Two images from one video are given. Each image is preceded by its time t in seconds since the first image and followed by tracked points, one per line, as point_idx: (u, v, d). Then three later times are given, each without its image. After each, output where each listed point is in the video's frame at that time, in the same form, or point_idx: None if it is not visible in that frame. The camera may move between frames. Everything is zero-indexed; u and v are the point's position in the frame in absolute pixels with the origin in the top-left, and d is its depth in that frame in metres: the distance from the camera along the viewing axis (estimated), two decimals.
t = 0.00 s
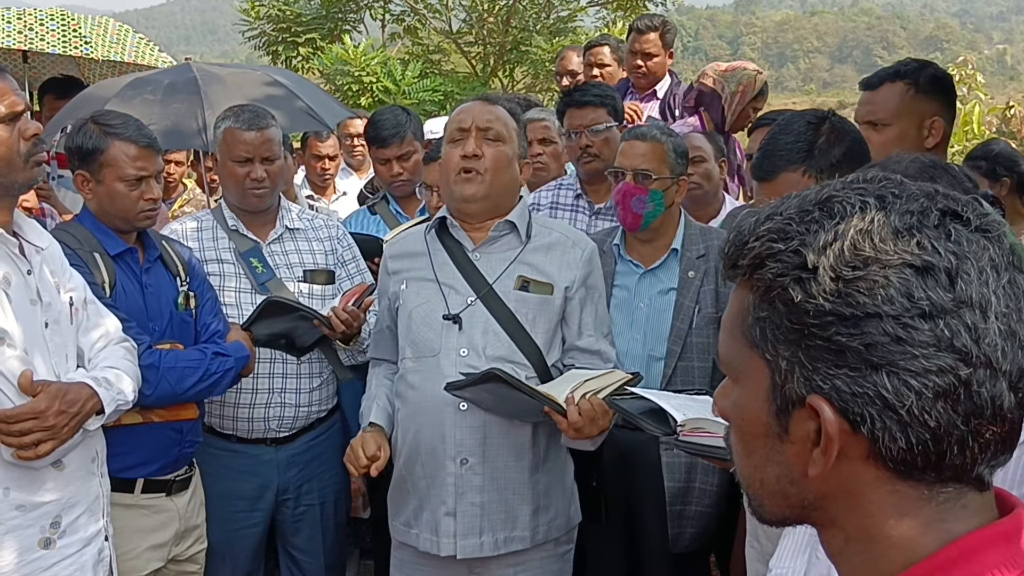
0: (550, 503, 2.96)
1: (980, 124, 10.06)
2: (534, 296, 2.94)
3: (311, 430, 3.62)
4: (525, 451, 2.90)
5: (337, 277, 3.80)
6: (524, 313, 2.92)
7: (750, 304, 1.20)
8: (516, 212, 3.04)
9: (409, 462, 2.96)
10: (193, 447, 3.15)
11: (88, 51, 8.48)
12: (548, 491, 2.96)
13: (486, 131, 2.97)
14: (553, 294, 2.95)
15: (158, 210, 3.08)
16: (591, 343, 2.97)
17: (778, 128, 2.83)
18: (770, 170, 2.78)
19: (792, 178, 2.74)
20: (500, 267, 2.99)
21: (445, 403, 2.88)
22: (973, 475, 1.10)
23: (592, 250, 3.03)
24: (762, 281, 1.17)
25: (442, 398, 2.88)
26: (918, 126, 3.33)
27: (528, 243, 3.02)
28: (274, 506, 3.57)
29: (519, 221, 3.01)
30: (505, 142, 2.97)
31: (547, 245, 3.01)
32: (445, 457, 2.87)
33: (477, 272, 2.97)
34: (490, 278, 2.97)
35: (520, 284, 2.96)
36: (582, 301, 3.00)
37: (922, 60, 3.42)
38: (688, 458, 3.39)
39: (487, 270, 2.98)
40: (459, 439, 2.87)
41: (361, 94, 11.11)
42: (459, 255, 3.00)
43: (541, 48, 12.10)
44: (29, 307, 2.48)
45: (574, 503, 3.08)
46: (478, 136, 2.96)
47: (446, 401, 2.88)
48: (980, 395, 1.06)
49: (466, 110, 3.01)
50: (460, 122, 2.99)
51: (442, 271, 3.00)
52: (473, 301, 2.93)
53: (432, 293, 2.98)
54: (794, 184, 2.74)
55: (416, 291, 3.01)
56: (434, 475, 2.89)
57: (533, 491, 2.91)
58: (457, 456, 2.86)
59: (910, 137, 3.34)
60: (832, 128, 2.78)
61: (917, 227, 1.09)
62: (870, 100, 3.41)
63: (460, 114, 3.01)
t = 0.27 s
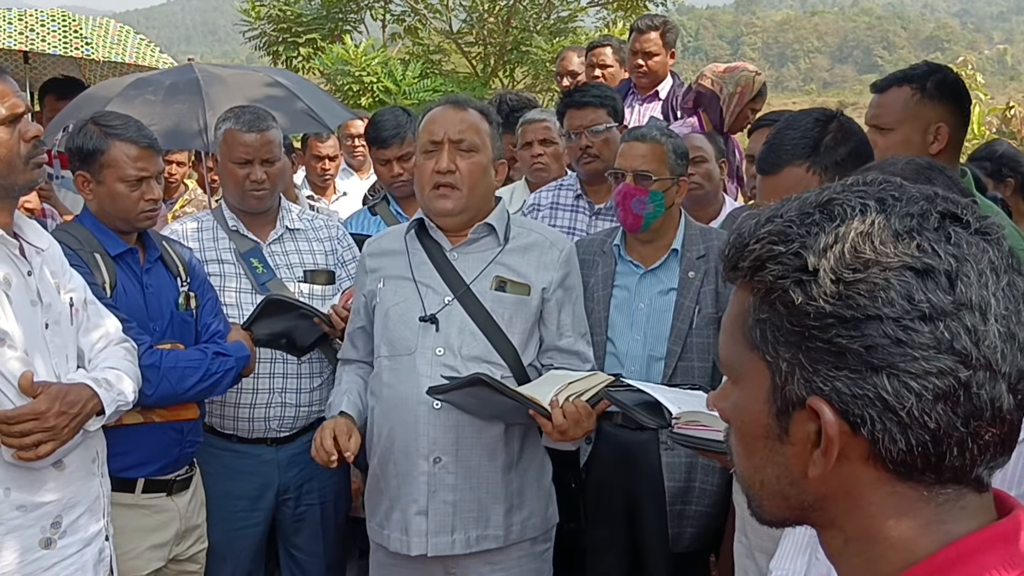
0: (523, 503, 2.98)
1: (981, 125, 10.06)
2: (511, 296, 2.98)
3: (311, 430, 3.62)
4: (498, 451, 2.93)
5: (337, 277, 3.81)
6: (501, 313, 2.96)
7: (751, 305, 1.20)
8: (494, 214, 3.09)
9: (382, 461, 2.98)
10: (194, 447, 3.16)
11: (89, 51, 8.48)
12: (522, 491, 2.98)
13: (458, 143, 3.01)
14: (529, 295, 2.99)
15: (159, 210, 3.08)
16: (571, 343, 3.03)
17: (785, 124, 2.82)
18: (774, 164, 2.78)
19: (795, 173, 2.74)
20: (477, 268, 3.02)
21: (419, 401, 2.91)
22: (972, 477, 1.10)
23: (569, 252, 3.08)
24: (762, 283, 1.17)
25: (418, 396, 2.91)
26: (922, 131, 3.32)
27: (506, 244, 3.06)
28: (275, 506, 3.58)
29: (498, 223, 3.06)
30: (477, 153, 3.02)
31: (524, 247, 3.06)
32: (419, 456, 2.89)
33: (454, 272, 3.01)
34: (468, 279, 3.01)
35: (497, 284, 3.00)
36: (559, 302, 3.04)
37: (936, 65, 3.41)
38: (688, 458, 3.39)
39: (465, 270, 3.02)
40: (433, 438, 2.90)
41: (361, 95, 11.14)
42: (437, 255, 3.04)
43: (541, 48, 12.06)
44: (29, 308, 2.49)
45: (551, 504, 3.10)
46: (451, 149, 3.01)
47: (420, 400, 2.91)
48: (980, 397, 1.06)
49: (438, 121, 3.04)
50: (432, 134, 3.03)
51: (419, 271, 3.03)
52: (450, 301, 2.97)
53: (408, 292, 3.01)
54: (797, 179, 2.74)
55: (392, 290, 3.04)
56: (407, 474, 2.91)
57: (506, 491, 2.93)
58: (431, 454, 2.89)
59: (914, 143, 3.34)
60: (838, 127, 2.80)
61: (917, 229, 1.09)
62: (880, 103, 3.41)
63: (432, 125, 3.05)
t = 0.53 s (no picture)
0: (510, 501, 3.01)
1: (982, 123, 10.07)
2: (497, 298, 3.00)
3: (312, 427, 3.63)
4: (485, 451, 2.95)
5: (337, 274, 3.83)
6: (487, 314, 2.98)
7: (753, 302, 1.20)
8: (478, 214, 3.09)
9: (368, 462, 2.98)
10: (196, 445, 3.17)
11: (90, 50, 8.48)
12: (508, 489, 3.01)
13: (444, 146, 3.00)
14: (515, 296, 3.01)
15: (161, 208, 3.09)
16: (554, 343, 3.05)
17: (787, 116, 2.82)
18: (776, 155, 2.78)
19: (794, 163, 2.74)
20: (464, 269, 3.03)
21: (407, 402, 2.92)
22: (975, 472, 1.10)
23: (554, 252, 3.10)
24: (765, 280, 1.17)
25: (405, 397, 2.92)
26: (925, 130, 3.32)
27: (491, 245, 3.07)
28: (277, 504, 3.58)
29: (483, 223, 3.07)
30: (463, 156, 3.02)
31: (509, 248, 3.07)
32: (406, 457, 2.90)
33: (440, 273, 3.01)
34: (454, 280, 3.01)
35: (484, 286, 3.01)
36: (544, 302, 3.07)
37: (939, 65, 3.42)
38: (689, 455, 3.39)
39: (450, 271, 3.03)
40: (421, 439, 2.90)
41: (362, 93, 11.09)
42: (422, 256, 3.04)
43: (542, 48, 12.09)
44: (30, 306, 2.49)
45: (535, 501, 3.13)
46: (436, 152, 3.00)
47: (408, 402, 2.91)
48: (981, 392, 1.07)
49: (422, 124, 3.02)
50: (416, 137, 3.01)
51: (405, 272, 3.03)
52: (437, 303, 2.97)
53: (394, 292, 3.01)
54: (796, 169, 2.74)
55: (377, 290, 3.03)
56: (393, 475, 2.91)
57: (492, 490, 2.96)
58: (418, 455, 2.90)
59: (915, 142, 3.34)
60: (840, 121, 2.80)
61: (918, 225, 1.09)
62: (883, 103, 3.42)
63: (416, 127, 3.03)
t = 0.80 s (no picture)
0: (503, 495, 3.05)
1: (983, 123, 10.09)
2: (494, 295, 3.03)
3: (314, 425, 3.64)
4: (479, 446, 2.98)
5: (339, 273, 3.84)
6: (484, 311, 3.01)
7: (748, 307, 1.20)
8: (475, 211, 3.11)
9: (363, 457, 2.99)
10: (198, 444, 3.17)
11: (92, 49, 8.49)
12: (501, 483, 3.04)
13: (446, 140, 3.01)
14: (511, 294, 3.04)
15: (164, 207, 3.09)
16: (548, 341, 3.09)
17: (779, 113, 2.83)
18: (768, 152, 2.78)
19: (787, 161, 2.74)
20: (461, 266, 3.06)
21: (403, 397, 2.93)
22: (979, 453, 1.11)
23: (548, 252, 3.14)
24: (760, 283, 1.17)
25: (402, 393, 2.93)
26: (919, 128, 3.33)
27: (487, 243, 3.09)
28: (278, 502, 3.59)
29: (480, 220, 3.09)
30: (465, 151, 3.02)
31: (505, 246, 3.10)
32: (402, 451, 2.91)
33: (438, 270, 3.03)
34: (451, 277, 3.03)
35: (481, 283, 3.03)
36: (538, 301, 3.10)
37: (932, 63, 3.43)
38: (690, 453, 3.40)
39: (447, 267, 3.05)
40: (417, 434, 2.91)
41: (364, 93, 11.18)
42: (418, 251, 3.05)
43: (544, 47, 12.11)
44: (31, 305, 2.50)
45: (527, 495, 3.16)
46: (439, 145, 3.00)
47: (404, 397, 2.92)
48: (985, 369, 1.08)
49: (427, 117, 3.03)
50: (420, 130, 3.02)
51: (403, 267, 3.05)
52: (434, 298, 2.99)
53: (391, 286, 3.02)
54: (787, 167, 2.75)
55: (374, 283, 3.03)
56: (388, 469, 2.92)
57: (486, 485, 2.99)
58: (414, 450, 2.91)
59: (910, 138, 3.34)
60: (830, 120, 2.82)
61: (907, 213, 1.11)
62: (876, 104, 3.43)
63: (420, 120, 3.03)
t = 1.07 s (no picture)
0: (509, 494, 3.06)
1: (984, 124, 10.11)
2: (504, 299, 3.04)
3: (316, 425, 3.64)
4: (486, 447, 2.99)
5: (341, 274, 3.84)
6: (494, 314, 3.01)
7: (728, 326, 1.20)
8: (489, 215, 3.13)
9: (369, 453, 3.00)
10: (202, 444, 3.17)
11: (94, 51, 8.49)
12: (507, 483, 3.05)
13: (470, 144, 3.02)
14: (521, 300, 3.05)
15: (168, 209, 3.10)
16: (552, 347, 3.10)
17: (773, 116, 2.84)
18: (762, 156, 2.78)
19: (781, 164, 2.75)
20: (473, 270, 3.05)
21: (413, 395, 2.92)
22: (970, 440, 1.11)
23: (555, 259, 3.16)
24: (739, 299, 1.17)
25: (411, 392, 2.92)
26: (913, 127, 3.33)
27: (499, 248, 3.10)
28: (281, 502, 3.60)
29: (492, 224, 3.11)
30: (487, 157, 3.04)
31: (515, 251, 3.11)
32: (409, 449, 2.92)
33: (451, 273, 3.02)
34: (464, 280, 3.03)
35: (492, 286, 3.04)
36: (546, 308, 3.12)
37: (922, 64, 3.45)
38: (693, 453, 3.41)
39: (458, 269, 3.04)
40: (424, 433, 2.92)
41: (366, 94, 11.21)
42: (431, 251, 3.05)
43: (546, 48, 12.13)
44: (33, 306, 2.51)
45: (533, 496, 3.17)
46: (462, 148, 3.01)
47: (413, 397, 2.92)
48: (967, 354, 1.09)
49: (453, 119, 3.04)
50: (445, 131, 3.03)
51: (416, 267, 3.04)
52: (446, 301, 2.99)
53: (405, 285, 3.01)
54: (782, 170, 2.75)
55: (388, 280, 3.02)
56: (394, 466, 2.93)
57: (491, 485, 3.00)
58: (422, 448, 2.92)
59: (903, 138, 3.34)
60: (823, 122, 2.83)
61: (868, 212, 1.13)
62: (871, 105, 3.43)
63: (447, 122, 3.04)
